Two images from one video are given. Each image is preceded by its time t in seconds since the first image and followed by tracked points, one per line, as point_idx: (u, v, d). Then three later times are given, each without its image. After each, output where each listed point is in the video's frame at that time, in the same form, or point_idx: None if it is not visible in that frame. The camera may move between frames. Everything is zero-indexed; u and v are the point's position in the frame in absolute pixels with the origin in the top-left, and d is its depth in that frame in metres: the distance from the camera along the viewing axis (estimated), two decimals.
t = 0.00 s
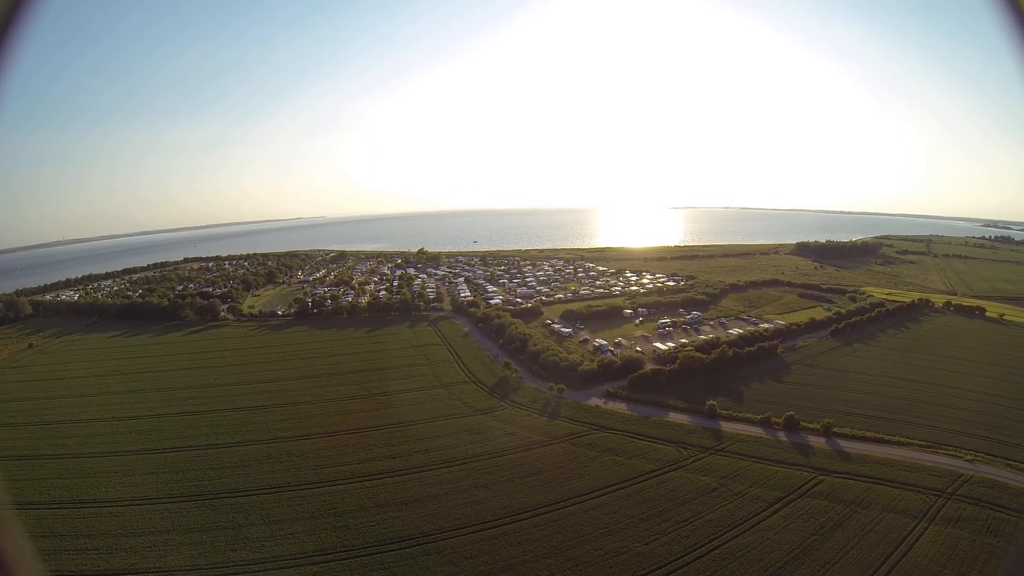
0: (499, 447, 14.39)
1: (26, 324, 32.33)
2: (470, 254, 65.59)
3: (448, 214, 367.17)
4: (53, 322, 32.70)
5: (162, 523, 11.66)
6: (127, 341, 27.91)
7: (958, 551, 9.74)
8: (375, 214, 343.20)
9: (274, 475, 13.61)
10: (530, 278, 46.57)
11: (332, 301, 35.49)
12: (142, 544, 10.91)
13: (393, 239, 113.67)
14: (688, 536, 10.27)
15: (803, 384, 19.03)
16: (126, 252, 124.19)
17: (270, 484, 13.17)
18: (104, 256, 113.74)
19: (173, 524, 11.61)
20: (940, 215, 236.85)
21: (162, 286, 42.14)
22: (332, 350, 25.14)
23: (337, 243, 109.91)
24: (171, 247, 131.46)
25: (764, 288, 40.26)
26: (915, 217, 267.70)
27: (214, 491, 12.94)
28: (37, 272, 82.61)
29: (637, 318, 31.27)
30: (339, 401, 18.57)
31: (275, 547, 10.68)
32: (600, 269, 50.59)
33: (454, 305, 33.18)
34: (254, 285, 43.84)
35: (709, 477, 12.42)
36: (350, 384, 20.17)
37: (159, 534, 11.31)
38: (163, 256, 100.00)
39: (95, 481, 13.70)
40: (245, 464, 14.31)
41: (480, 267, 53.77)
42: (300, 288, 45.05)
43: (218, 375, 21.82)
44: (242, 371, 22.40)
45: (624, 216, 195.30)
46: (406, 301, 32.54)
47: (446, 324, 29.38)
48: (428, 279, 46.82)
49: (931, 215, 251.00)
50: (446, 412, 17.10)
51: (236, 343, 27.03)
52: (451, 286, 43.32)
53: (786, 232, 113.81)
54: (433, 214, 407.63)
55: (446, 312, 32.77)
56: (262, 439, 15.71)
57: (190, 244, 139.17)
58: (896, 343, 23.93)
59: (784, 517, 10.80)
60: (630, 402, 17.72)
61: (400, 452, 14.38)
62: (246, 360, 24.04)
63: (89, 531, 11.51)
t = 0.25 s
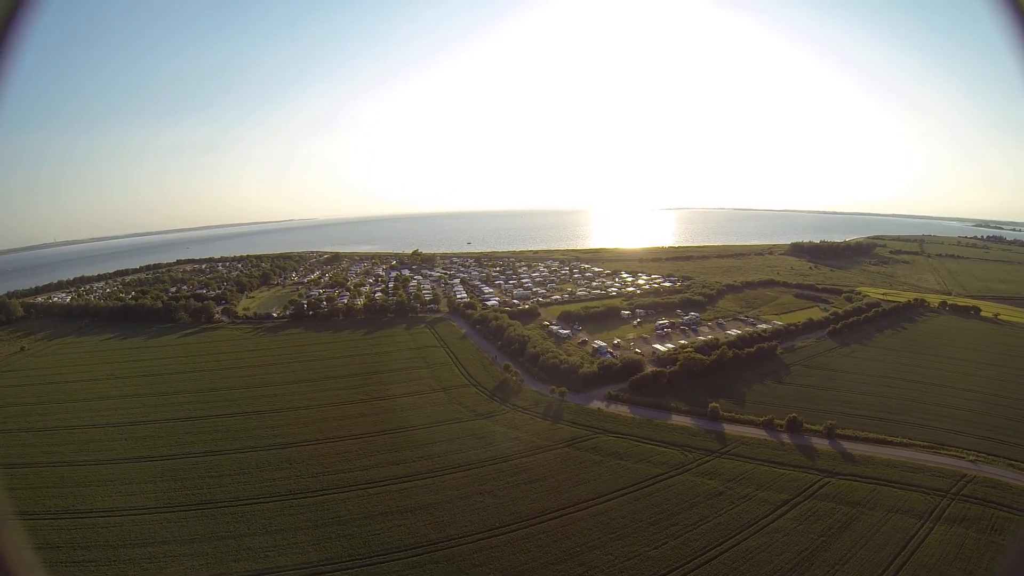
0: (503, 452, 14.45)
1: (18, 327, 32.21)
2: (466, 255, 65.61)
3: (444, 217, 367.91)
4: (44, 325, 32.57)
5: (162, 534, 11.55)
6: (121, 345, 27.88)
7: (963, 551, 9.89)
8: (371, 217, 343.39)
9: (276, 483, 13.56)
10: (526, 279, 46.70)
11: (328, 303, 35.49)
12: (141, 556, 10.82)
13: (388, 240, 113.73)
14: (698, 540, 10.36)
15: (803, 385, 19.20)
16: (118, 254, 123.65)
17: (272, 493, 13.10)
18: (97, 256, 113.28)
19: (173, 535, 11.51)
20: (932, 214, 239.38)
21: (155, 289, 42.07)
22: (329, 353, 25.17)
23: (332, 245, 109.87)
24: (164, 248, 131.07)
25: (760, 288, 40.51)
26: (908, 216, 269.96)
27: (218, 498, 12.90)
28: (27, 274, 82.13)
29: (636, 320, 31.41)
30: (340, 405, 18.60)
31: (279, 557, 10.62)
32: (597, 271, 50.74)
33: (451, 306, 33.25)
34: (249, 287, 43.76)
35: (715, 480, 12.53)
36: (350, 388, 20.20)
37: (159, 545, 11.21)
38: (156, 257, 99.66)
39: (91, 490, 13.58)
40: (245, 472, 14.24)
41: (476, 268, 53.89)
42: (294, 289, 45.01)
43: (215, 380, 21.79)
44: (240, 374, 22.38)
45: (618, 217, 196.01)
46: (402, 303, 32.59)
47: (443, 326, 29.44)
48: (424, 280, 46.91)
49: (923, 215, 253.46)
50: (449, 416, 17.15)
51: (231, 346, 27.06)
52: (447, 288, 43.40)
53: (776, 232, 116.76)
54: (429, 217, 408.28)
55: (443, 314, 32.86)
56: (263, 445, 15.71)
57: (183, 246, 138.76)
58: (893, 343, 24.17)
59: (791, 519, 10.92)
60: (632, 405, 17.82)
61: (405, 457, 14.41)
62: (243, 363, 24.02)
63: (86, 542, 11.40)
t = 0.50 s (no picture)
0: (509, 457, 14.52)
1: (13, 331, 32.18)
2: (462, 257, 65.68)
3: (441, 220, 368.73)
4: (39, 329, 32.53)
5: (164, 545, 11.43)
6: (118, 349, 27.87)
7: (970, 550, 10.00)
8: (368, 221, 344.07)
9: (279, 490, 13.46)
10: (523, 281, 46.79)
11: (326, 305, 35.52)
12: (142, 568, 10.71)
13: (385, 241, 113.76)
14: (708, 544, 10.43)
15: (805, 386, 19.32)
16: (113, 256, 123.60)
17: (276, 500, 13.00)
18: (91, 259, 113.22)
19: (175, 546, 11.40)
20: (927, 213, 240.83)
21: (151, 292, 42.11)
22: (328, 357, 25.20)
23: (328, 247, 109.81)
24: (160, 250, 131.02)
25: (759, 289, 40.67)
26: (904, 215, 271.44)
27: (225, 505, 12.90)
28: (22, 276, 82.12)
29: (635, 321, 31.53)
30: (342, 410, 18.65)
31: (284, 568, 10.56)
32: (595, 272, 50.83)
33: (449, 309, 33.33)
34: (245, 290, 43.88)
35: (722, 483, 12.61)
36: (351, 393, 20.25)
37: (162, 556, 11.10)
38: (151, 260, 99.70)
39: (90, 499, 13.46)
40: (248, 479, 14.13)
41: (472, 270, 54.03)
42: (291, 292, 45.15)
43: (215, 385, 21.78)
44: (239, 379, 22.39)
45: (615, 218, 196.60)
46: (401, 305, 32.64)
47: (443, 329, 29.51)
48: (421, 282, 47.04)
49: (917, 214, 255.01)
50: (452, 421, 17.22)
51: (229, 349, 27.09)
52: (444, 289, 43.51)
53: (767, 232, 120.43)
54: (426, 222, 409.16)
55: (441, 316, 32.95)
56: (268, 450, 15.72)
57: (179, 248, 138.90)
58: (893, 344, 24.32)
59: (799, 521, 11.02)
60: (636, 408, 17.91)
61: (411, 463, 14.46)
62: (242, 368, 24.01)
63: (85, 553, 11.27)
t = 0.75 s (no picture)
0: (501, 464, 14.40)
1: None
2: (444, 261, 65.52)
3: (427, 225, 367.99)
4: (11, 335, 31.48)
5: (146, 562, 11.03)
6: (93, 356, 27.06)
7: (958, 547, 10.19)
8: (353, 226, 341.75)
9: (266, 502, 13.14)
10: (506, 285, 46.82)
11: (308, 310, 35.04)
12: None
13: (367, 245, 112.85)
14: (704, 547, 10.46)
15: (790, 387, 19.61)
16: (87, 259, 120.48)
17: (264, 513, 12.69)
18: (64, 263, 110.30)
19: (158, 563, 11.00)
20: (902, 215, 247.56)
21: (130, 296, 41.10)
22: (312, 363, 24.80)
23: (310, 250, 108.46)
24: (136, 253, 128.15)
25: (742, 291, 41.28)
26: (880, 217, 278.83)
27: (209, 519, 12.52)
28: None
29: (619, 324, 31.77)
30: (327, 417, 18.34)
31: None
32: (578, 275, 51.07)
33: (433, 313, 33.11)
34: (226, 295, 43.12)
35: (714, 486, 12.67)
36: (337, 400, 19.94)
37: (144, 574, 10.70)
38: (126, 264, 97.40)
39: (66, 515, 12.93)
40: (233, 491, 13.77)
41: (454, 274, 53.95)
42: (272, 296, 44.52)
43: (196, 392, 21.26)
44: (221, 387, 21.91)
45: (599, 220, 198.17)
46: (384, 310, 32.30)
47: (427, 333, 29.30)
48: (404, 286, 46.83)
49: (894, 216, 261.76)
50: (441, 427, 17.05)
51: (210, 356, 26.50)
52: (428, 293, 43.36)
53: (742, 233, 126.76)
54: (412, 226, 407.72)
55: (425, 320, 32.80)
56: (253, 460, 15.36)
57: (157, 251, 136.08)
58: (874, 344, 24.83)
59: (791, 522, 11.11)
60: (624, 411, 17.95)
61: (401, 471, 14.25)
62: (224, 375, 23.48)
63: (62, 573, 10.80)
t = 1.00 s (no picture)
0: (489, 469, 14.28)
1: None
2: (421, 263, 65.10)
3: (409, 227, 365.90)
4: None
5: None
6: (62, 365, 26.03)
7: (940, 539, 10.48)
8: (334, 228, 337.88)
9: (251, 513, 12.77)
10: (484, 287, 46.73)
11: (285, 315, 34.38)
12: None
13: (345, 247, 111.32)
14: (698, 547, 10.53)
15: (770, 387, 19.98)
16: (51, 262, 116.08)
17: (249, 524, 12.33)
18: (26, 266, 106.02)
19: None
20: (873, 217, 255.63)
21: (101, 302, 39.76)
22: (289, 369, 24.29)
23: (285, 253, 106.41)
24: (104, 257, 124.10)
25: (720, 292, 42.02)
26: (852, 219, 287.59)
27: (192, 532, 12.10)
28: None
29: (599, 326, 31.99)
30: (308, 425, 17.95)
31: None
32: (556, 277, 51.27)
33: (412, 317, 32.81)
34: (201, 299, 42.02)
35: (704, 486, 12.80)
36: (316, 407, 19.54)
37: None
38: (92, 267, 94.15)
39: (36, 532, 12.32)
40: (216, 502, 13.36)
41: (431, 276, 53.72)
42: (248, 300, 43.61)
43: (170, 401, 20.57)
44: (197, 395, 21.30)
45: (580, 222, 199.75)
46: (363, 314, 31.83)
47: (407, 337, 28.98)
48: (380, 289, 46.41)
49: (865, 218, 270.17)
50: (426, 433, 16.86)
51: (185, 363, 25.76)
52: (405, 297, 43.08)
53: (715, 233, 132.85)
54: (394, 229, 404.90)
55: (405, 324, 32.51)
56: (235, 470, 14.94)
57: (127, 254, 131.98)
58: (851, 342, 25.51)
59: (780, 520, 11.28)
60: (609, 414, 18.02)
61: (388, 479, 14.01)
62: (199, 383, 22.80)
63: None
